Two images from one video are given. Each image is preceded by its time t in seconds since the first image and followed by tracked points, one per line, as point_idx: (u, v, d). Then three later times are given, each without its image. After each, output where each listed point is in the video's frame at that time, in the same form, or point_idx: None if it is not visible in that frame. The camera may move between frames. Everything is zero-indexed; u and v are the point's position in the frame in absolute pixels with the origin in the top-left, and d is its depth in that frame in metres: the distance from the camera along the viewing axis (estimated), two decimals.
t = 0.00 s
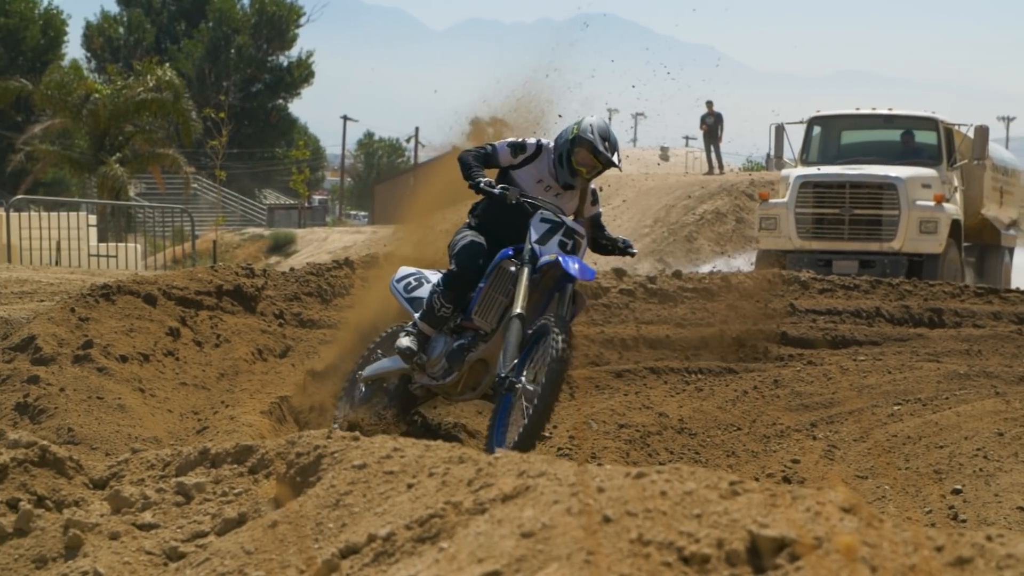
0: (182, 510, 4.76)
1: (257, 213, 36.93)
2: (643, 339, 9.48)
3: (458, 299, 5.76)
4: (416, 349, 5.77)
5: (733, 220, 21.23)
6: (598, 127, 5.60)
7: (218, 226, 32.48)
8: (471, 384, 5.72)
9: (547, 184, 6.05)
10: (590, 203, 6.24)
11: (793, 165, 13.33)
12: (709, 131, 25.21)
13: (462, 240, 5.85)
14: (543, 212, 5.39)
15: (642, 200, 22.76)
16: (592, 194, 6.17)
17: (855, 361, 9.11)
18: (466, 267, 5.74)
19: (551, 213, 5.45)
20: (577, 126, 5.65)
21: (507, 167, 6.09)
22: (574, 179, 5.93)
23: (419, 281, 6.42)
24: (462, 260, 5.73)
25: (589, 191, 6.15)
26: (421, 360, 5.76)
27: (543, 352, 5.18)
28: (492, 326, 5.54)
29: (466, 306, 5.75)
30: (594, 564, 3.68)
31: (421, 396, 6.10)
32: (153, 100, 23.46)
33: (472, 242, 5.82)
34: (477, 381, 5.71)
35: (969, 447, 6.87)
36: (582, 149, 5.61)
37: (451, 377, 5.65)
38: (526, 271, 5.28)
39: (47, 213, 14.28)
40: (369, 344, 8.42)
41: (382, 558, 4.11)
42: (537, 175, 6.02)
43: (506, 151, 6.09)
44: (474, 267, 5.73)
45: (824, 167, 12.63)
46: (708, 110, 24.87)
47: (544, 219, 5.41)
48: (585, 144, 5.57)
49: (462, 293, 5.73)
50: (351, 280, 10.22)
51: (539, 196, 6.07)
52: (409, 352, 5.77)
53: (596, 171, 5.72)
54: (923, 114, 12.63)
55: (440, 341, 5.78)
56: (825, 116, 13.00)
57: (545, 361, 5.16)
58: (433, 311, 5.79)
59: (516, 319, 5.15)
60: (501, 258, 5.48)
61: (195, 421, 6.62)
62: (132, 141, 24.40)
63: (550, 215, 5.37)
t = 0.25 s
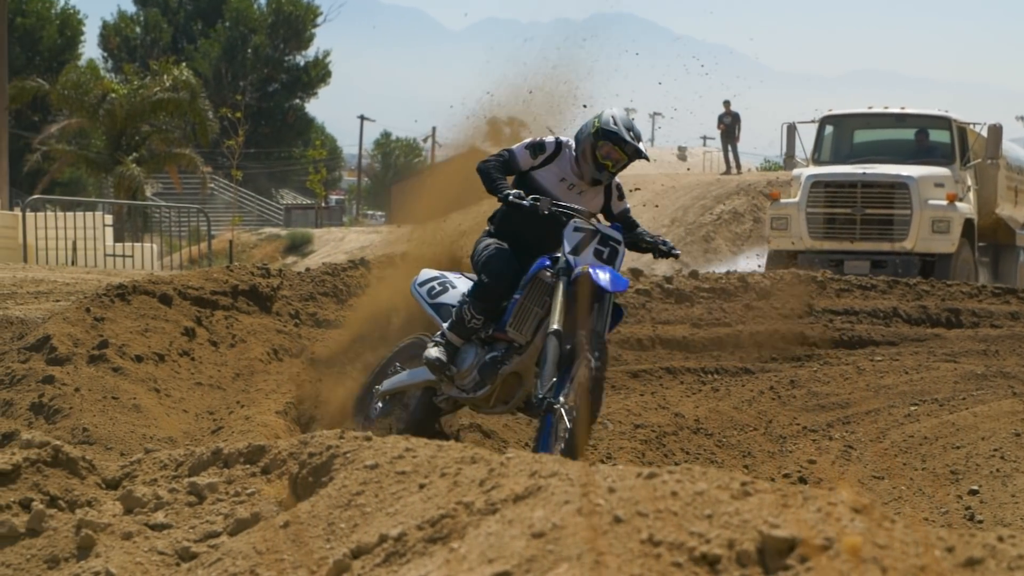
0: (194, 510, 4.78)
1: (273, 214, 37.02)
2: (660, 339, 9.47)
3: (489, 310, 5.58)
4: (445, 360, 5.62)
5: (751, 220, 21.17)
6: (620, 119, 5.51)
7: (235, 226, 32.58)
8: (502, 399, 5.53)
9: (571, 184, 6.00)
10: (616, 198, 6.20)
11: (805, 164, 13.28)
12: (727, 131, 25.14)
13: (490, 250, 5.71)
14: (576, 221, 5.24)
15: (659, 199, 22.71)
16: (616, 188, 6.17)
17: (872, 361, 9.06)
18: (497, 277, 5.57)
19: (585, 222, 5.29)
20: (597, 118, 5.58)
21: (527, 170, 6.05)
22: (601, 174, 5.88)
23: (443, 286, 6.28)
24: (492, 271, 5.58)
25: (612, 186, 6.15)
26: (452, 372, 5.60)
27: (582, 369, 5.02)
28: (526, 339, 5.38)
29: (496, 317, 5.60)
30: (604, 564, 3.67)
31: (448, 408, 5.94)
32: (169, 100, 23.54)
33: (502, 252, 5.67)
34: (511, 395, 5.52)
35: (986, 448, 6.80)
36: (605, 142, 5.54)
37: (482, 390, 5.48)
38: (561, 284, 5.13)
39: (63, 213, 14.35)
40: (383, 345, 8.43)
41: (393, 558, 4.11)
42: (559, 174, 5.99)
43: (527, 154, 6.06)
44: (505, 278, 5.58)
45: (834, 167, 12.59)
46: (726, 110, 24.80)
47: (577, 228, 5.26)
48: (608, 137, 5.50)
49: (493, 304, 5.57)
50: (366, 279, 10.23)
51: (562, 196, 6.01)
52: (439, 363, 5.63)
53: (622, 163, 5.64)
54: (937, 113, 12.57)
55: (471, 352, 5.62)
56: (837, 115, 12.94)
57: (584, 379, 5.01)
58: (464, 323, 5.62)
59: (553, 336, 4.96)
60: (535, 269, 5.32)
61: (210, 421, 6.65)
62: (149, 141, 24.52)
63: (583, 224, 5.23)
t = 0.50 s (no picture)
0: (204, 511, 4.79)
1: (288, 213, 37.12)
2: (673, 339, 9.45)
3: (524, 319, 5.44)
4: (476, 370, 5.49)
5: (766, 220, 21.12)
6: (640, 116, 5.42)
7: (249, 226, 32.69)
8: (539, 410, 5.46)
9: (591, 187, 5.92)
10: (641, 196, 6.08)
11: (815, 164, 13.25)
12: (742, 131, 25.07)
13: (521, 258, 5.57)
14: (612, 229, 5.13)
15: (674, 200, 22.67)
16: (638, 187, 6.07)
17: (887, 362, 9.03)
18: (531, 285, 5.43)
19: (623, 230, 5.17)
20: (617, 116, 5.50)
21: (546, 176, 5.95)
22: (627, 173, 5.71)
23: (470, 292, 6.12)
24: (526, 278, 5.43)
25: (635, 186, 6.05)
26: (483, 383, 5.49)
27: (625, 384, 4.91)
28: (564, 350, 5.25)
29: (529, 326, 5.47)
30: (612, 565, 3.66)
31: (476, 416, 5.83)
32: (184, 100, 23.63)
33: (534, 260, 5.54)
34: (544, 406, 5.43)
35: (1001, 448, 6.73)
36: (627, 139, 5.46)
37: (517, 402, 5.41)
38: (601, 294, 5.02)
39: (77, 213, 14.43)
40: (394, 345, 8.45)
41: (402, 559, 4.12)
42: (576, 179, 5.90)
43: (545, 159, 5.95)
44: (538, 286, 5.42)
45: (845, 166, 12.56)
46: (741, 110, 24.74)
47: (615, 236, 5.15)
48: (631, 134, 5.43)
49: (526, 313, 5.42)
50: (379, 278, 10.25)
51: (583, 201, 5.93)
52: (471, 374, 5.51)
53: (648, 160, 5.56)
54: (948, 112, 12.49)
55: (502, 362, 5.50)
56: (847, 115, 12.90)
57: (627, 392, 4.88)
58: (497, 331, 5.47)
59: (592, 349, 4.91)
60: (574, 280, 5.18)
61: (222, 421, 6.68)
62: (163, 141, 24.67)
63: (620, 232, 5.11)
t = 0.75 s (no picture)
0: (212, 511, 4.80)
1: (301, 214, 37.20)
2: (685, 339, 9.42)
3: (565, 331, 5.35)
4: (514, 383, 5.44)
5: (779, 220, 21.06)
6: (669, 110, 5.21)
7: (262, 226, 32.79)
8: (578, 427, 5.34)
9: (619, 188, 5.62)
10: (673, 195, 5.78)
11: (822, 163, 13.22)
12: (756, 131, 25.00)
13: (559, 268, 5.45)
14: (660, 241, 4.95)
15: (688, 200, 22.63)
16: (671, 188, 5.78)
17: (900, 362, 8.99)
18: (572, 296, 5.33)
19: (671, 241, 5.00)
20: (646, 113, 5.29)
21: (574, 183, 5.64)
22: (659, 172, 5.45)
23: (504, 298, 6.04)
24: (567, 288, 5.34)
25: (668, 185, 5.76)
26: (523, 395, 5.45)
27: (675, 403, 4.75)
28: (608, 365, 5.15)
29: (571, 337, 5.37)
30: (618, 567, 3.64)
31: (509, 426, 5.76)
32: (196, 100, 23.68)
33: (574, 268, 5.43)
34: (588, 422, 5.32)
35: (1015, 448, 6.67)
36: (658, 135, 5.24)
37: (557, 417, 5.33)
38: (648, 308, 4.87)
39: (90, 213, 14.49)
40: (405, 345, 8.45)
41: (408, 560, 4.11)
42: (606, 182, 5.60)
43: (569, 166, 5.64)
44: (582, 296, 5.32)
45: (851, 166, 12.52)
46: (754, 110, 24.67)
47: (663, 247, 4.97)
48: (661, 129, 5.20)
49: (567, 324, 5.33)
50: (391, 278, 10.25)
51: (614, 206, 5.63)
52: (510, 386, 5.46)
53: (680, 155, 5.32)
54: (956, 111, 12.44)
55: (542, 375, 5.44)
56: (854, 114, 12.86)
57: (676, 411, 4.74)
58: (537, 342, 5.40)
59: (639, 368, 4.81)
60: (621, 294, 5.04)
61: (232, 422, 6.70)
62: (175, 141, 24.74)
63: (667, 244, 4.94)
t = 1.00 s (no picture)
0: (218, 511, 4.82)
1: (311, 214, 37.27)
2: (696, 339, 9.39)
3: (612, 347, 5.05)
4: (557, 401, 5.15)
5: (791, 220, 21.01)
6: (709, 103, 4.99)
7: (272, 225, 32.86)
8: (623, 447, 5.12)
9: (660, 186, 5.33)
10: (715, 190, 5.47)
11: (827, 163, 13.19)
12: (768, 131, 24.95)
13: (604, 277, 5.15)
14: (710, 257, 4.71)
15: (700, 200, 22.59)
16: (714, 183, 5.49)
17: (911, 363, 8.96)
18: (620, 310, 5.04)
19: (722, 255, 4.76)
20: (684, 106, 5.07)
21: (614, 183, 5.33)
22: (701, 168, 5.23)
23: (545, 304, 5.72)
24: (615, 301, 5.04)
25: (710, 180, 5.47)
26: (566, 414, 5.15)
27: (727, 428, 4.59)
28: (656, 384, 4.91)
29: (618, 353, 5.08)
30: (623, 567, 3.63)
31: (550, 442, 5.46)
32: (207, 100, 23.73)
33: (620, 279, 5.13)
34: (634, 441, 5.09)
35: None
36: (698, 130, 5.02)
37: (601, 437, 5.04)
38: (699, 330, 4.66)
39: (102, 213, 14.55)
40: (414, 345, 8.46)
41: (414, 561, 4.11)
42: (647, 182, 5.31)
43: (609, 167, 5.34)
44: (630, 309, 5.04)
45: (857, 165, 12.49)
46: (766, 110, 24.62)
47: (714, 263, 4.74)
48: (701, 123, 4.98)
49: (615, 339, 5.05)
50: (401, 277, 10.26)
51: (656, 204, 5.35)
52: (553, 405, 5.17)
53: (721, 149, 5.10)
54: (963, 110, 12.42)
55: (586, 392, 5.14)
56: (860, 113, 12.83)
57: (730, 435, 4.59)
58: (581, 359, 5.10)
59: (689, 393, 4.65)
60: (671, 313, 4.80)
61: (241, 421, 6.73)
62: (186, 141, 24.81)
63: (718, 260, 4.71)
